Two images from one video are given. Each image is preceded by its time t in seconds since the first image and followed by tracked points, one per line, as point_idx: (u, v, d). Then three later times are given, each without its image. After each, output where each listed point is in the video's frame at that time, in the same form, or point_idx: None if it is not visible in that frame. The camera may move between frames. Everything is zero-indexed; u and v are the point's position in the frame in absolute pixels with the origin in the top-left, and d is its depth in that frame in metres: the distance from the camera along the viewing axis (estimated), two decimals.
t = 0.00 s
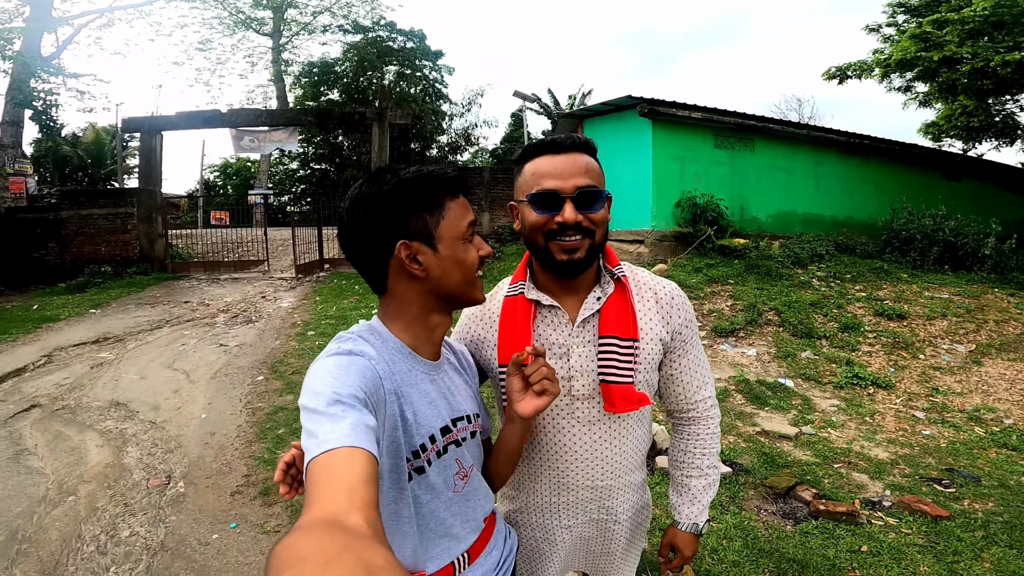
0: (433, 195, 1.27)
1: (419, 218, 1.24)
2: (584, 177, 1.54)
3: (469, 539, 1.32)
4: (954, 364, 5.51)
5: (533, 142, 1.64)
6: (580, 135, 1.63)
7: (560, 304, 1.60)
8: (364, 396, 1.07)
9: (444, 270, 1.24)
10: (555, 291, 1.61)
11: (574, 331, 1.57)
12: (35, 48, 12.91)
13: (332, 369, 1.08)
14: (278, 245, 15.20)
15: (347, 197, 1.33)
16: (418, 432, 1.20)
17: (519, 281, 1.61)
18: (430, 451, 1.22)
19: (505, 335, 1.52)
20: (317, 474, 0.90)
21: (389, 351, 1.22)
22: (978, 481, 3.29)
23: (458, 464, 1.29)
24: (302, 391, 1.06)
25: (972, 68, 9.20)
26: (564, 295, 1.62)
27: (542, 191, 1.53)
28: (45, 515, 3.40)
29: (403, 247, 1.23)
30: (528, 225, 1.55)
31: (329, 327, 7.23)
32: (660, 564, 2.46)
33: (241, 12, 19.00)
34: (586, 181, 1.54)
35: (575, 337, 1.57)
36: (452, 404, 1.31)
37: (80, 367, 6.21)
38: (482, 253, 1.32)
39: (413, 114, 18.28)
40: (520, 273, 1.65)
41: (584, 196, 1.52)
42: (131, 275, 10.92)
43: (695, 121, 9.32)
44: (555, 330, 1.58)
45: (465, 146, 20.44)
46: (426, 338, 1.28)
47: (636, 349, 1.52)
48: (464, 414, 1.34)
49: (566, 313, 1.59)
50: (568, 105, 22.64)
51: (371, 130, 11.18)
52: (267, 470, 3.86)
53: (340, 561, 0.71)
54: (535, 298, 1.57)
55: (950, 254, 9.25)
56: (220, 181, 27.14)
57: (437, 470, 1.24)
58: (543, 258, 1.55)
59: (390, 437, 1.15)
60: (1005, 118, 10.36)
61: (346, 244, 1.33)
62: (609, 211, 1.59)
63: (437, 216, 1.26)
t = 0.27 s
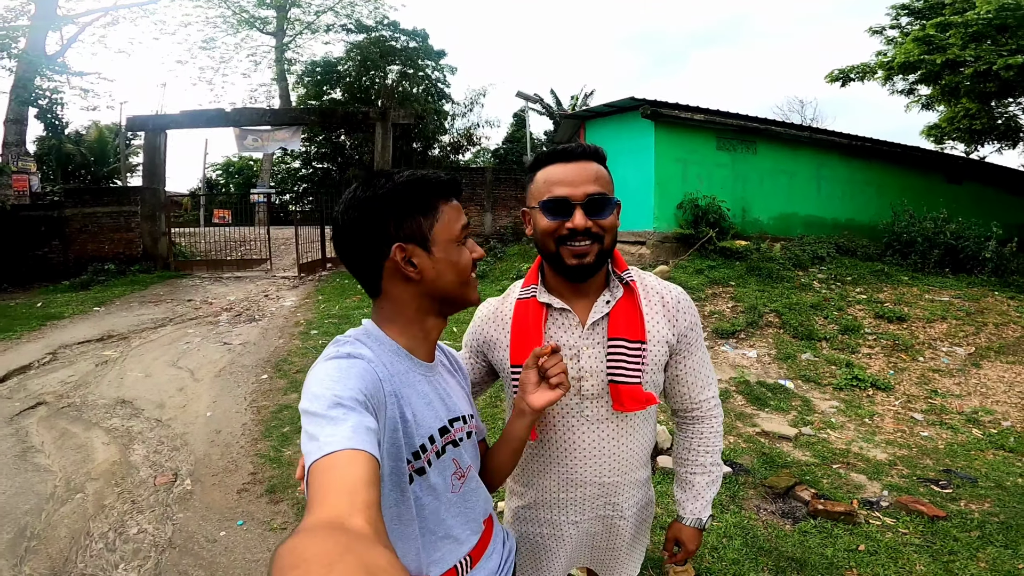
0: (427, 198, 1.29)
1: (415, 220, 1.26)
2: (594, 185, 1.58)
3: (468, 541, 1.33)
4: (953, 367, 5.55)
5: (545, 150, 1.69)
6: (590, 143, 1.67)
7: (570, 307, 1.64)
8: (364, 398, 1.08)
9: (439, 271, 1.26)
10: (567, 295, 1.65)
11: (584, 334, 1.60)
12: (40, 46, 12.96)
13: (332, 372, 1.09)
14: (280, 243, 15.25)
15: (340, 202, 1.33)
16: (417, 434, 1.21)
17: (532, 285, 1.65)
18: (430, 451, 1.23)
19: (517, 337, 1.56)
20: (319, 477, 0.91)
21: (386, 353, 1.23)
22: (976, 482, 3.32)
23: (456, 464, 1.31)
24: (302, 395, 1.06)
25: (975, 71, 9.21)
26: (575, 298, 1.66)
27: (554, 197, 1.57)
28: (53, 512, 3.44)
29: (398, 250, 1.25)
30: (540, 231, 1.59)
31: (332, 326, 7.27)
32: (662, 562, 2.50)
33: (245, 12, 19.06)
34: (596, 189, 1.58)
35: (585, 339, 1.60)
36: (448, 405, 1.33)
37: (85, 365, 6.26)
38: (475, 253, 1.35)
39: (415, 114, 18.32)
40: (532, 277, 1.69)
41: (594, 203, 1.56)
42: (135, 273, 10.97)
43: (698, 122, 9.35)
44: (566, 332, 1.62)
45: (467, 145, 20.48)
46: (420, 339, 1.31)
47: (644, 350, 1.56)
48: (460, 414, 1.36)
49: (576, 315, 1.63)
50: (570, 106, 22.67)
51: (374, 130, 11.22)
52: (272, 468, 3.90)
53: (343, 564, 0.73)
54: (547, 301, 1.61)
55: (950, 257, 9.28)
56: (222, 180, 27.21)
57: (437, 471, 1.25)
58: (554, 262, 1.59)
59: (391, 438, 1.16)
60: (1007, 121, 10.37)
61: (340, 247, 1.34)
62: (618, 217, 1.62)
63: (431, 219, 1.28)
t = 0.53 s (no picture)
0: (425, 214, 1.31)
1: (411, 236, 1.28)
2: (595, 194, 1.59)
3: (453, 557, 1.33)
4: (953, 371, 5.56)
5: (548, 160, 1.71)
6: (593, 153, 1.68)
7: (574, 316, 1.65)
8: (357, 410, 1.10)
9: (433, 288, 1.28)
10: (571, 303, 1.66)
11: (588, 342, 1.62)
12: (45, 44, 13.00)
13: (325, 383, 1.11)
14: (282, 243, 15.28)
15: (338, 211, 1.34)
16: (407, 447, 1.23)
17: (536, 293, 1.67)
18: (419, 465, 1.25)
19: (521, 346, 1.58)
20: (311, 487, 0.92)
21: (378, 366, 1.25)
22: (974, 486, 3.34)
23: (444, 478, 1.32)
24: (294, 405, 1.08)
25: (979, 74, 9.19)
26: (578, 306, 1.67)
27: (557, 207, 1.58)
28: (56, 511, 3.46)
29: (394, 265, 1.26)
30: (542, 240, 1.61)
31: (334, 326, 7.29)
32: (661, 565, 2.51)
33: (249, 11, 19.08)
34: (597, 199, 1.59)
35: (588, 348, 1.62)
36: (438, 419, 1.35)
37: (87, 363, 6.28)
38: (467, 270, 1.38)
39: (418, 113, 18.34)
40: (537, 285, 1.70)
41: (595, 213, 1.58)
42: (137, 271, 10.99)
43: (700, 125, 9.36)
44: (569, 341, 1.63)
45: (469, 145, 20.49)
46: (412, 353, 1.33)
47: (647, 359, 1.57)
48: (449, 429, 1.38)
49: (580, 324, 1.64)
50: (573, 106, 22.67)
51: (376, 130, 11.23)
52: (274, 468, 3.92)
53: None
54: (551, 310, 1.62)
55: (952, 261, 9.28)
56: (224, 178, 27.26)
57: (424, 484, 1.27)
58: (557, 271, 1.61)
59: (381, 451, 1.18)
60: (1011, 124, 10.35)
61: (333, 255, 1.35)
62: (619, 226, 1.64)
63: (427, 234, 1.30)
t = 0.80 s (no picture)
0: (416, 220, 1.31)
1: (401, 244, 1.28)
2: (594, 196, 1.60)
3: (446, 566, 1.32)
4: (954, 374, 5.55)
5: (548, 163, 1.71)
6: (592, 156, 1.68)
7: (574, 319, 1.65)
8: (350, 416, 1.10)
9: (424, 294, 1.28)
10: (571, 306, 1.66)
11: (588, 346, 1.62)
12: (48, 43, 13.04)
13: (318, 389, 1.11)
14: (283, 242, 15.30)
15: (329, 219, 1.35)
16: (401, 452, 1.23)
17: (536, 296, 1.67)
18: (412, 471, 1.25)
19: (522, 349, 1.59)
20: (304, 493, 0.92)
21: (372, 372, 1.25)
22: (973, 489, 3.33)
23: (436, 485, 1.32)
24: (287, 411, 1.08)
25: (982, 76, 9.18)
26: (578, 309, 1.67)
27: (555, 209, 1.59)
28: (54, 510, 3.46)
29: (385, 272, 1.26)
30: (541, 242, 1.62)
31: (334, 326, 7.30)
32: (660, 567, 2.51)
33: (252, 10, 19.12)
34: (595, 200, 1.59)
35: (589, 351, 1.62)
36: (430, 425, 1.35)
37: (88, 362, 6.29)
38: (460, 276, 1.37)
39: (419, 114, 18.35)
40: (538, 288, 1.70)
41: (593, 214, 1.58)
42: (138, 270, 10.99)
43: (702, 126, 9.36)
44: (570, 344, 1.63)
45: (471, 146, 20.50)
46: (405, 359, 1.33)
47: (646, 363, 1.57)
48: (442, 435, 1.38)
49: (580, 327, 1.64)
50: (575, 108, 22.67)
51: (378, 130, 11.24)
52: (273, 468, 3.92)
53: None
54: (551, 313, 1.63)
55: (953, 264, 9.27)
56: (226, 178, 27.30)
57: (417, 490, 1.27)
58: (555, 273, 1.61)
59: (374, 456, 1.17)
60: (1014, 126, 10.33)
61: (324, 263, 1.35)
62: (618, 229, 1.64)
63: (418, 241, 1.30)
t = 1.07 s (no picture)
0: (409, 218, 1.31)
1: (395, 242, 1.28)
2: (586, 192, 1.59)
3: (441, 566, 1.33)
4: (954, 377, 5.54)
5: (540, 161, 1.72)
6: (584, 153, 1.68)
7: (570, 316, 1.65)
8: (348, 412, 1.10)
9: (419, 291, 1.28)
10: (566, 303, 1.67)
11: (584, 343, 1.62)
12: (53, 41, 13.08)
13: (317, 385, 1.11)
14: (285, 241, 15.32)
15: (320, 221, 1.35)
16: (397, 450, 1.24)
17: (533, 294, 1.67)
18: (408, 469, 1.25)
19: (517, 347, 1.59)
20: (303, 489, 0.92)
21: (369, 370, 1.26)
22: (971, 491, 3.32)
23: (432, 484, 1.32)
24: (285, 406, 1.08)
25: (985, 79, 9.17)
26: (574, 306, 1.67)
27: (547, 205, 1.59)
28: (53, 506, 3.47)
29: (378, 271, 1.27)
30: (534, 239, 1.62)
31: (335, 324, 7.31)
32: (655, 566, 2.51)
33: (256, 10, 19.16)
34: (587, 196, 1.59)
35: (584, 348, 1.62)
36: (428, 424, 1.35)
37: (88, 359, 6.31)
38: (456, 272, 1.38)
39: (422, 113, 18.36)
40: (534, 286, 1.70)
41: (585, 210, 1.58)
42: (140, 268, 10.99)
43: (704, 128, 9.36)
44: (565, 341, 1.63)
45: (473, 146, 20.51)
46: (403, 357, 1.34)
47: (641, 360, 1.57)
48: (439, 434, 1.38)
49: (575, 325, 1.64)
50: (577, 108, 22.68)
51: (380, 129, 11.25)
52: (272, 465, 3.93)
53: None
54: (547, 310, 1.63)
55: (955, 267, 9.26)
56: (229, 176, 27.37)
57: (413, 489, 1.27)
58: (549, 270, 1.61)
59: (371, 454, 1.18)
60: (1017, 129, 10.30)
61: (317, 265, 1.36)
62: (611, 225, 1.64)
63: (411, 239, 1.30)
